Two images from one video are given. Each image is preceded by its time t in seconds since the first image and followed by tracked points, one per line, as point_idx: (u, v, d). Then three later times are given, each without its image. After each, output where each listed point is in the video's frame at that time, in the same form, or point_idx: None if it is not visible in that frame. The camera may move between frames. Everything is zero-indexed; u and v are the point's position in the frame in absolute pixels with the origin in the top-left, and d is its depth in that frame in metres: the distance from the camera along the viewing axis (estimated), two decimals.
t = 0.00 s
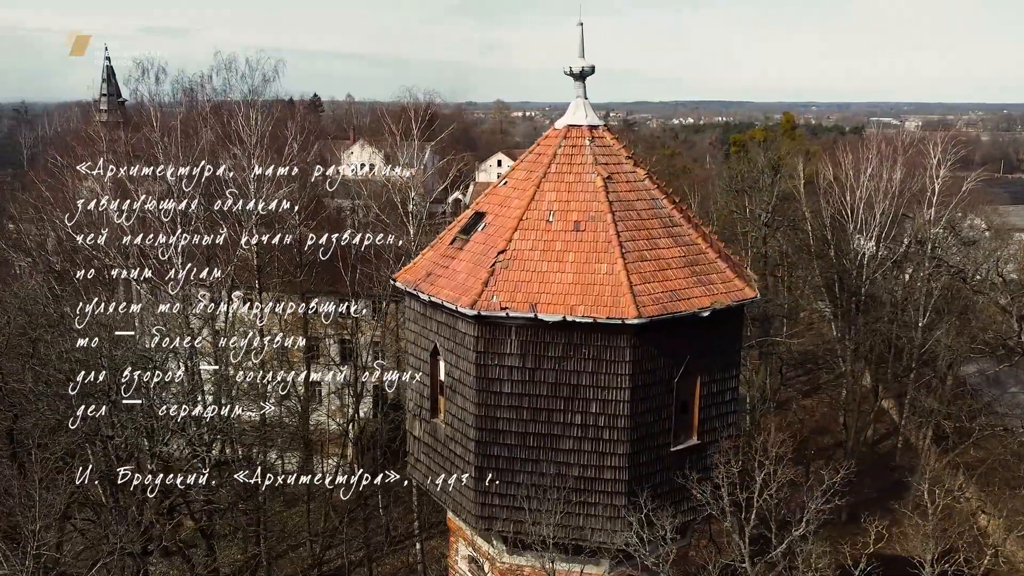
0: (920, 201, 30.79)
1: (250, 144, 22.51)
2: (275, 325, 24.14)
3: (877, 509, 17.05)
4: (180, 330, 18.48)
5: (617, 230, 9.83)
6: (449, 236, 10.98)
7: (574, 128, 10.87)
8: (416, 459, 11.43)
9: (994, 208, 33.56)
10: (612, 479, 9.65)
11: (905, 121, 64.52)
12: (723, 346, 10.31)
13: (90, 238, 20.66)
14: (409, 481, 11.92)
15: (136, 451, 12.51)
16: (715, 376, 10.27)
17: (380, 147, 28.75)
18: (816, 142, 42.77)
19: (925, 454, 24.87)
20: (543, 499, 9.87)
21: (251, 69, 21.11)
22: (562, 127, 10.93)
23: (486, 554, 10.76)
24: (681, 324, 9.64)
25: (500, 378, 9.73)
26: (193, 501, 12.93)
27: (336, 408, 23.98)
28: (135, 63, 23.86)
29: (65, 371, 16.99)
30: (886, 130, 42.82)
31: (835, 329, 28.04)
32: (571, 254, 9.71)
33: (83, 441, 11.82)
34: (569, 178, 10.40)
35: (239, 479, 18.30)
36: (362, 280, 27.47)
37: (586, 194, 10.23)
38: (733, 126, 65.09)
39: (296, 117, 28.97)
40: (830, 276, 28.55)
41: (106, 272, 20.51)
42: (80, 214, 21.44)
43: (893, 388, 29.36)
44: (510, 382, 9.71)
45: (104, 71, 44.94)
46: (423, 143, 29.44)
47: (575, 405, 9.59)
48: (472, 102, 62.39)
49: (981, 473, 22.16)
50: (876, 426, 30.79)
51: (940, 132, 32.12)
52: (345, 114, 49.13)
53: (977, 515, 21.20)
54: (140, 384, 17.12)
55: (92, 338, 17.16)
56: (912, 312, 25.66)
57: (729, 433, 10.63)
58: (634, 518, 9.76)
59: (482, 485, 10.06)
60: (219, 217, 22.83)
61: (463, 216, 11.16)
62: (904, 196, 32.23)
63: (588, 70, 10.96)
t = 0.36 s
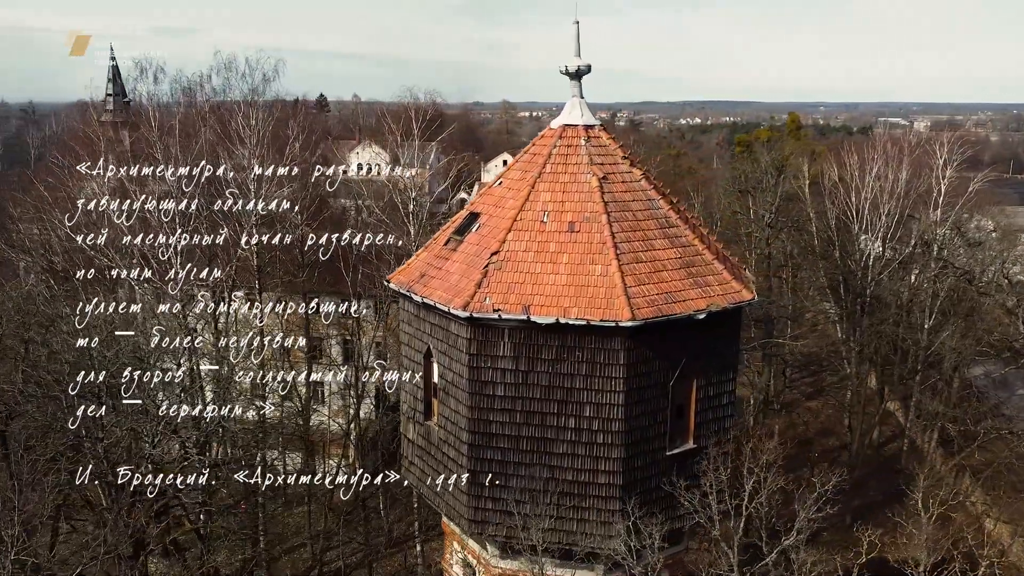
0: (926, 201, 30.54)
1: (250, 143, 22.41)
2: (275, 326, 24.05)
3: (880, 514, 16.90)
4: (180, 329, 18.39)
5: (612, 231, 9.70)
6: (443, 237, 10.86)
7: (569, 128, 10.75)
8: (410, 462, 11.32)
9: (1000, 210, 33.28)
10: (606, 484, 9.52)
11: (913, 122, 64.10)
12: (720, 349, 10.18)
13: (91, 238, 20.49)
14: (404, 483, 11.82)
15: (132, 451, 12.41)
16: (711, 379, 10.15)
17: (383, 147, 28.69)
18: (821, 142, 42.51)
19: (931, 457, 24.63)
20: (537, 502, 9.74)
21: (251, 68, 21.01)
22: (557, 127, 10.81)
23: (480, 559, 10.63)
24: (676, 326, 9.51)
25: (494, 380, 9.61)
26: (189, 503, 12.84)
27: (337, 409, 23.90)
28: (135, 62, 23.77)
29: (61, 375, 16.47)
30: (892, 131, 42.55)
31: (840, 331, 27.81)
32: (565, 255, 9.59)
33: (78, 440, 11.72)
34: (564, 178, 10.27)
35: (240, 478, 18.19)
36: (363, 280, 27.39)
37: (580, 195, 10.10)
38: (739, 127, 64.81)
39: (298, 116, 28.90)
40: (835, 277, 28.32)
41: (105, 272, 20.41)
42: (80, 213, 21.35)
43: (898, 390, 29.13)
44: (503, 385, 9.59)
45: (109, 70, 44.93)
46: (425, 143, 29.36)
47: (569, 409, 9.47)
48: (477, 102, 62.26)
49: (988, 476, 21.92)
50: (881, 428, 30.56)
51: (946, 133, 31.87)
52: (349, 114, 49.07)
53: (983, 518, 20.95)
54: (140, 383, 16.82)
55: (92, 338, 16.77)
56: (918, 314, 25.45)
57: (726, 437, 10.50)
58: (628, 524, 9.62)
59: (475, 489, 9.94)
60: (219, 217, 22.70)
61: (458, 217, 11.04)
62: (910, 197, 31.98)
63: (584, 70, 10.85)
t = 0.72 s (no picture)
0: (935, 203, 30.20)
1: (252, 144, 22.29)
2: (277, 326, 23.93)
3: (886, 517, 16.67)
4: (180, 329, 18.32)
5: (608, 233, 9.55)
6: (438, 239, 10.74)
7: (566, 128, 10.62)
8: (405, 466, 11.21)
9: (1010, 211, 32.89)
10: (601, 490, 9.37)
11: (923, 122, 63.54)
12: (717, 352, 10.04)
13: (91, 238, 20.33)
14: (399, 487, 11.72)
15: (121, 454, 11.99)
16: (709, 384, 10.00)
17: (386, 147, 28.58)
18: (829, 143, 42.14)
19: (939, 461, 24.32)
20: (531, 508, 9.61)
21: (253, 68, 20.89)
22: (554, 128, 10.68)
23: (475, 564, 10.50)
24: (673, 329, 9.37)
25: (487, 384, 9.48)
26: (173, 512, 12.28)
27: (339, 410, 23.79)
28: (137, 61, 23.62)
29: (54, 377, 15.64)
30: (901, 131, 42.15)
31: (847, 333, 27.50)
32: (560, 258, 9.45)
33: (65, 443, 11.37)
34: (560, 179, 10.14)
35: (240, 478, 18.00)
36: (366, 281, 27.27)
37: (576, 196, 9.97)
38: (748, 127, 64.37)
39: (301, 116, 28.78)
40: (842, 279, 28.00)
41: (104, 273, 20.29)
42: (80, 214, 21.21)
43: (906, 393, 28.81)
44: (497, 389, 9.47)
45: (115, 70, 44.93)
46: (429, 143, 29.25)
47: (564, 413, 9.33)
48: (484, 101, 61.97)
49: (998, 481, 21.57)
50: (889, 431, 30.23)
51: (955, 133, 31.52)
52: (355, 113, 48.90)
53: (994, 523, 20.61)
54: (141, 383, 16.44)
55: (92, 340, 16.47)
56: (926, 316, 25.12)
57: (724, 443, 10.34)
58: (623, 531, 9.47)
59: (469, 494, 9.82)
60: (220, 217, 22.58)
61: (453, 219, 10.92)
62: (919, 197, 31.63)
63: (581, 69, 10.72)
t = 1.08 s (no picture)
0: (946, 204, 29.80)
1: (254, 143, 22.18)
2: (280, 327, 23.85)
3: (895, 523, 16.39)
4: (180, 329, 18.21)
5: (605, 236, 9.41)
6: (435, 241, 10.63)
7: (564, 129, 10.49)
8: (401, 470, 11.11)
9: None
10: (596, 497, 9.22)
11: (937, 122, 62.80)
12: (716, 358, 9.88)
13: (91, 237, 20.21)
14: (395, 491, 11.63)
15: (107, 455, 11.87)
16: (707, 390, 9.85)
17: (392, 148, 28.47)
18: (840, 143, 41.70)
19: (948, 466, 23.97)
20: (526, 514, 9.49)
21: (256, 68, 20.81)
22: (551, 129, 10.55)
23: (470, 571, 10.37)
24: (670, 334, 9.21)
25: (482, 389, 9.36)
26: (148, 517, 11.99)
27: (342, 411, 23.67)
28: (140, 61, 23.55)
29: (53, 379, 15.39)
30: (913, 132, 41.69)
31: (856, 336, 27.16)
32: (556, 261, 9.31)
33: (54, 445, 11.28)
34: (558, 181, 10.00)
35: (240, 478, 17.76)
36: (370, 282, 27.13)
37: (573, 199, 9.82)
38: (759, 127, 63.92)
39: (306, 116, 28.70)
40: (851, 281, 27.66)
41: (105, 273, 20.24)
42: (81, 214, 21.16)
43: (916, 396, 28.44)
44: (492, 394, 9.34)
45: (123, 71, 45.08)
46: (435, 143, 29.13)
47: (558, 419, 9.19)
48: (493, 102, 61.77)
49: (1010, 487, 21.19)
50: (899, 434, 29.88)
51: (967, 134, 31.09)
52: (364, 113, 48.87)
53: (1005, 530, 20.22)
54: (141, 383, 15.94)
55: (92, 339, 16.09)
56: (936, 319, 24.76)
57: (724, 450, 10.18)
58: (619, 539, 9.32)
59: (463, 500, 9.70)
60: (222, 217, 22.48)
61: (450, 221, 10.80)
62: (930, 199, 31.22)
63: (579, 70, 10.57)
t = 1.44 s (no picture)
0: (956, 206, 29.45)
1: (256, 144, 22.04)
2: (283, 327, 23.78)
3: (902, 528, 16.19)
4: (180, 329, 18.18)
5: (602, 239, 9.27)
6: (431, 244, 10.51)
7: (562, 131, 10.36)
8: (398, 474, 11.02)
9: None
10: (592, 503, 9.09)
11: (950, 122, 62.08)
12: (716, 362, 9.73)
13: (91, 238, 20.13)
14: (393, 496, 11.54)
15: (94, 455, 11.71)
16: (706, 395, 9.70)
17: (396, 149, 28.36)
18: (849, 144, 41.32)
19: (958, 471, 23.66)
20: (522, 521, 9.36)
21: (259, 68, 20.75)
22: (549, 130, 10.43)
23: None
24: (668, 339, 9.06)
25: (477, 394, 9.24)
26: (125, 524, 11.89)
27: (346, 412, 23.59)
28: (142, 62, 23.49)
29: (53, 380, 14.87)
30: (923, 132, 41.25)
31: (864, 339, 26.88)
32: (552, 264, 9.18)
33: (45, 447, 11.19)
34: (555, 183, 9.87)
35: (242, 478, 17.54)
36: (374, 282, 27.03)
37: (571, 200, 9.69)
38: (769, 127, 63.41)
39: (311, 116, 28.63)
40: (859, 283, 27.36)
41: (106, 273, 20.19)
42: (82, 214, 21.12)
43: (925, 399, 28.12)
44: (486, 399, 9.22)
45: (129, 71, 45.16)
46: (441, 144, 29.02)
47: (554, 424, 9.07)
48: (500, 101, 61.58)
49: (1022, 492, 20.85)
50: (908, 438, 29.56)
51: (978, 134, 30.71)
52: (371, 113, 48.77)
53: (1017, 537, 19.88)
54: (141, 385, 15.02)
55: (93, 338, 15.33)
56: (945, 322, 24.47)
57: (722, 456, 10.03)
58: (616, 546, 9.17)
59: (459, 506, 9.58)
60: (224, 217, 22.38)
61: (447, 223, 10.69)
62: (939, 200, 30.85)
63: (578, 70, 10.42)
